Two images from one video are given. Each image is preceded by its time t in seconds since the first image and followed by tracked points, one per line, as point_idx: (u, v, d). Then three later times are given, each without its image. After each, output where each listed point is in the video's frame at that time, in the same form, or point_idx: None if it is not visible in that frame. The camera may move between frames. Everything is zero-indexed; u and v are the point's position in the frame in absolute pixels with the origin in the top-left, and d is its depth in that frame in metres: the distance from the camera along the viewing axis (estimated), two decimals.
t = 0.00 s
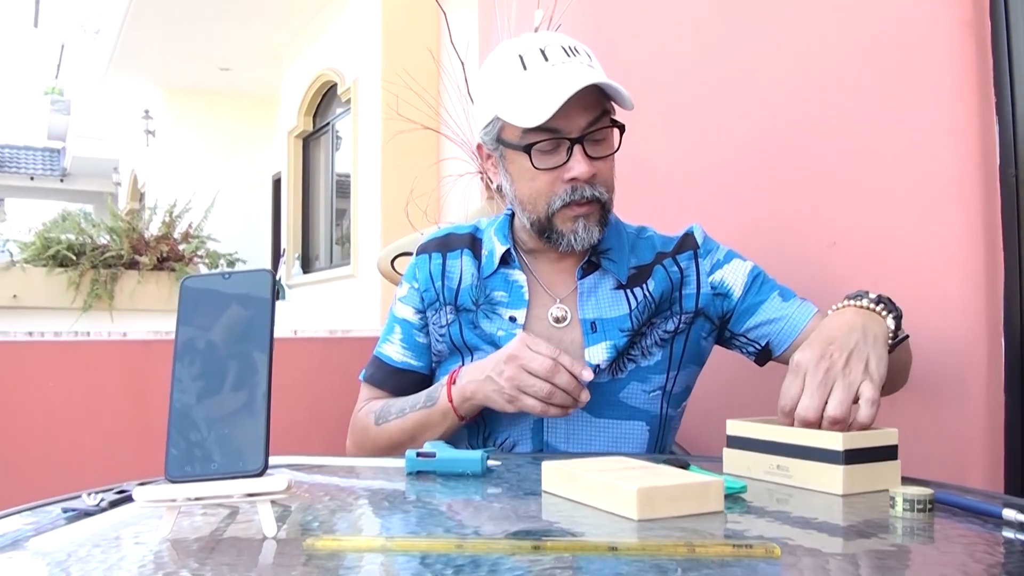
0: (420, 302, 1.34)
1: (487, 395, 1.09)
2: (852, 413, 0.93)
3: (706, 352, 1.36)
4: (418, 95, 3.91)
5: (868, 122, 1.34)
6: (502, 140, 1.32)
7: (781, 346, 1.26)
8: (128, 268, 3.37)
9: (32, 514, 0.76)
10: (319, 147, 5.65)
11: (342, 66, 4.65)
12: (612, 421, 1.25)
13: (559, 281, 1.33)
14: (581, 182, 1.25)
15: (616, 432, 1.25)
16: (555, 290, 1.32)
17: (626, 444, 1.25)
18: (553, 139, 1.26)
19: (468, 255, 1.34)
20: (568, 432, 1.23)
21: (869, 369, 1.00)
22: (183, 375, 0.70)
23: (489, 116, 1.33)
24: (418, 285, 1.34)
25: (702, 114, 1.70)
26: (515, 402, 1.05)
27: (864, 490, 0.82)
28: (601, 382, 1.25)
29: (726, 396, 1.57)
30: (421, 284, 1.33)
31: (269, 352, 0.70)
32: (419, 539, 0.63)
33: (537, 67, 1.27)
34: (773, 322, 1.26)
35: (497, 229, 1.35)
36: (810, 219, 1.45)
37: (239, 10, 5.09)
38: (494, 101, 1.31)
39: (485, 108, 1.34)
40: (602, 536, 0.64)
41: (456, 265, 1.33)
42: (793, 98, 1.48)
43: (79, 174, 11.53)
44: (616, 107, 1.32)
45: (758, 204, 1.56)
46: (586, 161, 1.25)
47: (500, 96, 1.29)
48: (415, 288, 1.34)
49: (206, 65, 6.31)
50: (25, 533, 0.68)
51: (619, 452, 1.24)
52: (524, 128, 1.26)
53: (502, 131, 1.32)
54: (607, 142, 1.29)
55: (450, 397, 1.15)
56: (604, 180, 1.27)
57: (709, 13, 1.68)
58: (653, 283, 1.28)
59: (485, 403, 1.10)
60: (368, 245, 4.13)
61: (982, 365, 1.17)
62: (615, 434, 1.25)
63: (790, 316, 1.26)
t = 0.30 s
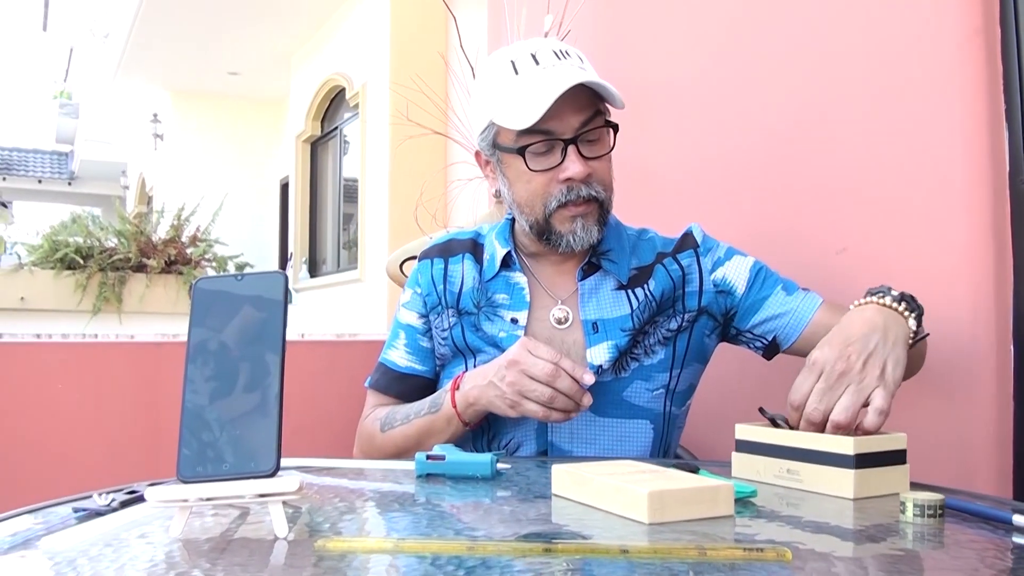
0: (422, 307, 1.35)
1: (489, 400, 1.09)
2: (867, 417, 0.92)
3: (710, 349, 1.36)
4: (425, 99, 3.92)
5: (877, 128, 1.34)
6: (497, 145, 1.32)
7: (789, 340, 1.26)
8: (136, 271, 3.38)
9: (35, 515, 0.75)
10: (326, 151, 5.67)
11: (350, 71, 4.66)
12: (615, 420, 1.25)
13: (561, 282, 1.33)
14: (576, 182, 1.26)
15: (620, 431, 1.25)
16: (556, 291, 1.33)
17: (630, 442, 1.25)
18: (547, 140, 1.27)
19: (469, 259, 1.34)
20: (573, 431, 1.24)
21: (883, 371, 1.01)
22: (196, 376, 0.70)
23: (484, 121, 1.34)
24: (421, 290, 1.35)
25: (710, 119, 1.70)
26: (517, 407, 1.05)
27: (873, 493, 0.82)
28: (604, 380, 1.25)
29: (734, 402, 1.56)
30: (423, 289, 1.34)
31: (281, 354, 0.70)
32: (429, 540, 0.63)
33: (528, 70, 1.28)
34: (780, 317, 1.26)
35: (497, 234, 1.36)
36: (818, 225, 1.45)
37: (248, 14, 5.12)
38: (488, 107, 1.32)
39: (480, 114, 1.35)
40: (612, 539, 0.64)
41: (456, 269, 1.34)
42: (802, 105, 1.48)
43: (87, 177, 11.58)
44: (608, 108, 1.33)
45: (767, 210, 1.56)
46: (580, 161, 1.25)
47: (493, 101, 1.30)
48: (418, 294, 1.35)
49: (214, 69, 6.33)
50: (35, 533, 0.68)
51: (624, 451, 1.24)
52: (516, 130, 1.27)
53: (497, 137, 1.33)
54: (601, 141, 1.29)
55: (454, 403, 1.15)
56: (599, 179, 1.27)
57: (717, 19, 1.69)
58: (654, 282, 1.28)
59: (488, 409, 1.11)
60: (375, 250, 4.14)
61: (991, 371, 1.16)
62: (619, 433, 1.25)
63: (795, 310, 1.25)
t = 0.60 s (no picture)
0: (432, 304, 1.35)
1: (496, 396, 1.09)
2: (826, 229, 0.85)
3: (717, 354, 1.35)
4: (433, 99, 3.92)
5: (885, 128, 1.33)
6: (502, 141, 1.33)
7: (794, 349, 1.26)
8: (143, 271, 3.38)
9: (43, 511, 0.75)
10: (333, 152, 5.68)
11: (357, 71, 4.67)
12: (623, 422, 1.25)
13: (572, 280, 1.33)
14: (580, 173, 1.26)
15: (627, 433, 1.25)
16: (566, 289, 1.32)
17: (637, 442, 1.25)
18: (550, 131, 1.28)
19: (479, 258, 1.34)
20: (580, 432, 1.23)
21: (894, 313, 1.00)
22: (203, 372, 0.70)
23: (489, 118, 1.35)
24: (430, 288, 1.36)
25: (718, 119, 1.70)
26: (523, 402, 1.05)
27: (882, 493, 0.81)
28: (612, 381, 1.25)
29: (742, 401, 1.56)
30: (432, 287, 1.35)
31: (289, 351, 0.70)
32: (436, 537, 0.63)
33: (531, 64, 1.28)
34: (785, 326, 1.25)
35: (507, 232, 1.36)
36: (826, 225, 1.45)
37: (256, 15, 5.13)
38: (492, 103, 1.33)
39: (486, 110, 1.36)
40: (619, 536, 0.64)
41: (466, 267, 1.34)
42: (810, 104, 1.48)
43: (95, 178, 11.61)
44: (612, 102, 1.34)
45: (775, 209, 1.55)
46: (583, 152, 1.26)
47: (496, 96, 1.31)
48: (427, 292, 1.36)
49: (222, 70, 6.35)
50: (43, 528, 0.69)
51: (631, 452, 1.23)
52: (518, 122, 1.28)
53: (502, 132, 1.33)
54: (606, 133, 1.29)
55: (461, 399, 1.15)
56: (605, 169, 1.27)
57: (724, 19, 1.69)
58: (665, 282, 1.28)
59: (495, 405, 1.11)
60: (382, 250, 4.15)
61: (999, 372, 1.16)
62: (626, 435, 1.25)
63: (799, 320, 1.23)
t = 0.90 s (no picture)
0: (450, 301, 1.35)
1: (511, 386, 1.09)
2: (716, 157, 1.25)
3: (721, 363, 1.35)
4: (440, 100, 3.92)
5: (893, 129, 1.33)
6: (524, 137, 1.33)
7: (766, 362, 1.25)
8: (150, 272, 3.40)
9: (49, 513, 0.75)
10: (340, 153, 5.69)
11: (364, 72, 4.68)
12: (634, 429, 1.25)
13: (591, 283, 1.33)
14: (601, 165, 1.26)
15: (637, 440, 1.24)
16: (585, 292, 1.32)
17: (647, 450, 1.24)
18: (571, 124, 1.28)
19: (499, 256, 1.35)
20: (591, 438, 1.22)
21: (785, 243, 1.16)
22: (211, 374, 0.71)
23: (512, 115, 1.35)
24: (449, 285, 1.36)
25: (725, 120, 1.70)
26: (538, 392, 1.05)
27: (891, 494, 0.81)
28: (625, 388, 1.25)
29: (750, 403, 1.55)
30: (451, 283, 1.35)
31: (296, 353, 0.70)
32: (444, 540, 0.63)
33: (551, 59, 1.28)
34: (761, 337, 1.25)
35: (528, 231, 1.36)
36: (834, 227, 1.44)
37: (263, 16, 5.14)
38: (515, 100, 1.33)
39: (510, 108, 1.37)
40: (627, 538, 0.64)
41: (485, 265, 1.34)
42: (818, 104, 1.47)
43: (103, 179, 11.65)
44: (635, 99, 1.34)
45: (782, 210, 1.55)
46: (605, 144, 1.26)
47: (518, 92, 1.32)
48: (445, 288, 1.36)
49: (229, 71, 6.37)
50: (50, 530, 0.69)
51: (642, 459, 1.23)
52: (539, 116, 1.29)
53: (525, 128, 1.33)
54: (631, 126, 1.28)
55: (475, 391, 1.15)
56: (628, 163, 1.27)
57: (732, 20, 1.68)
58: (678, 288, 1.28)
59: (510, 396, 1.11)
60: (389, 251, 4.15)
61: (1007, 373, 1.15)
62: (637, 442, 1.24)
63: (774, 329, 1.24)
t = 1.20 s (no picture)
0: (453, 303, 1.35)
1: (505, 388, 1.09)
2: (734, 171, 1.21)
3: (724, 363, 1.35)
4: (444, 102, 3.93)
5: (896, 129, 1.33)
6: (532, 139, 1.33)
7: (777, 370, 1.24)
8: (156, 275, 3.42)
9: (56, 514, 0.76)
10: (345, 155, 5.70)
11: (369, 74, 4.69)
12: (634, 430, 1.25)
13: (591, 283, 1.33)
14: (605, 174, 1.26)
15: (636, 441, 1.24)
16: (586, 293, 1.32)
17: (647, 450, 1.25)
18: (578, 131, 1.27)
19: (501, 258, 1.35)
20: (592, 438, 1.23)
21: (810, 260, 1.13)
22: (217, 376, 0.71)
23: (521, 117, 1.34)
24: (452, 287, 1.36)
25: (729, 120, 1.70)
26: (531, 394, 1.05)
27: (896, 494, 0.81)
28: (625, 390, 1.24)
29: (755, 404, 1.55)
30: (454, 286, 1.35)
31: (302, 354, 0.71)
32: (449, 540, 0.63)
33: (564, 65, 1.27)
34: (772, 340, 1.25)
35: (530, 234, 1.36)
36: (838, 228, 1.44)
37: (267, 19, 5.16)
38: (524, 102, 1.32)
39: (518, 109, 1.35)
40: (631, 539, 0.64)
41: (488, 268, 1.34)
42: (822, 104, 1.47)
43: (109, 183, 11.69)
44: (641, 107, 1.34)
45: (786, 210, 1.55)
46: (610, 154, 1.26)
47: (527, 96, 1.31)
48: (448, 290, 1.36)
49: (234, 74, 6.39)
50: (57, 531, 0.69)
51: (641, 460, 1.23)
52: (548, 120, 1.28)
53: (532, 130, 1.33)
54: (636, 135, 1.29)
55: (473, 392, 1.15)
56: (632, 173, 1.27)
57: (736, 21, 1.68)
58: (681, 292, 1.28)
59: (505, 399, 1.11)
60: (394, 253, 4.16)
61: (1012, 373, 1.15)
62: (636, 442, 1.24)
63: (787, 336, 1.24)
